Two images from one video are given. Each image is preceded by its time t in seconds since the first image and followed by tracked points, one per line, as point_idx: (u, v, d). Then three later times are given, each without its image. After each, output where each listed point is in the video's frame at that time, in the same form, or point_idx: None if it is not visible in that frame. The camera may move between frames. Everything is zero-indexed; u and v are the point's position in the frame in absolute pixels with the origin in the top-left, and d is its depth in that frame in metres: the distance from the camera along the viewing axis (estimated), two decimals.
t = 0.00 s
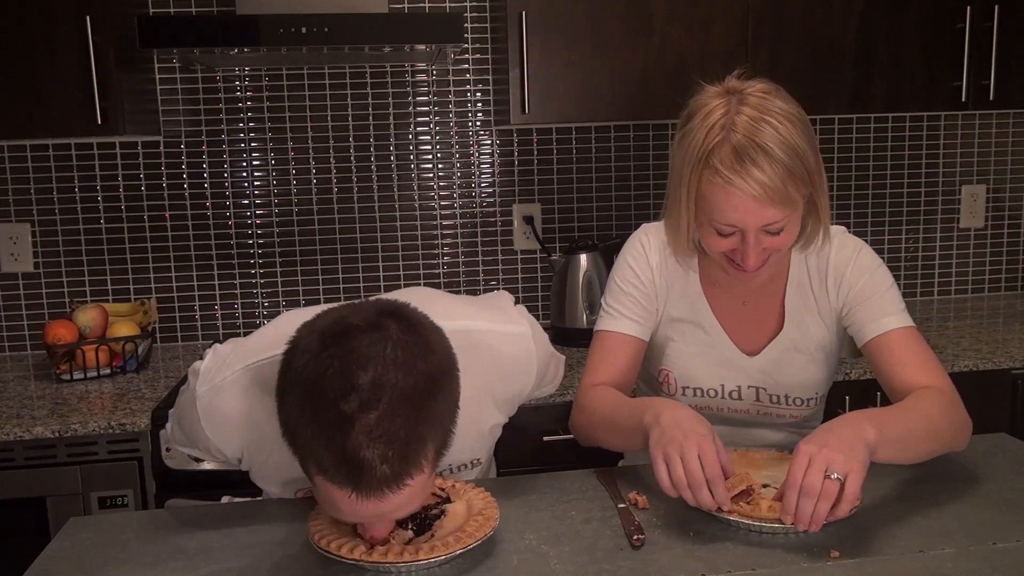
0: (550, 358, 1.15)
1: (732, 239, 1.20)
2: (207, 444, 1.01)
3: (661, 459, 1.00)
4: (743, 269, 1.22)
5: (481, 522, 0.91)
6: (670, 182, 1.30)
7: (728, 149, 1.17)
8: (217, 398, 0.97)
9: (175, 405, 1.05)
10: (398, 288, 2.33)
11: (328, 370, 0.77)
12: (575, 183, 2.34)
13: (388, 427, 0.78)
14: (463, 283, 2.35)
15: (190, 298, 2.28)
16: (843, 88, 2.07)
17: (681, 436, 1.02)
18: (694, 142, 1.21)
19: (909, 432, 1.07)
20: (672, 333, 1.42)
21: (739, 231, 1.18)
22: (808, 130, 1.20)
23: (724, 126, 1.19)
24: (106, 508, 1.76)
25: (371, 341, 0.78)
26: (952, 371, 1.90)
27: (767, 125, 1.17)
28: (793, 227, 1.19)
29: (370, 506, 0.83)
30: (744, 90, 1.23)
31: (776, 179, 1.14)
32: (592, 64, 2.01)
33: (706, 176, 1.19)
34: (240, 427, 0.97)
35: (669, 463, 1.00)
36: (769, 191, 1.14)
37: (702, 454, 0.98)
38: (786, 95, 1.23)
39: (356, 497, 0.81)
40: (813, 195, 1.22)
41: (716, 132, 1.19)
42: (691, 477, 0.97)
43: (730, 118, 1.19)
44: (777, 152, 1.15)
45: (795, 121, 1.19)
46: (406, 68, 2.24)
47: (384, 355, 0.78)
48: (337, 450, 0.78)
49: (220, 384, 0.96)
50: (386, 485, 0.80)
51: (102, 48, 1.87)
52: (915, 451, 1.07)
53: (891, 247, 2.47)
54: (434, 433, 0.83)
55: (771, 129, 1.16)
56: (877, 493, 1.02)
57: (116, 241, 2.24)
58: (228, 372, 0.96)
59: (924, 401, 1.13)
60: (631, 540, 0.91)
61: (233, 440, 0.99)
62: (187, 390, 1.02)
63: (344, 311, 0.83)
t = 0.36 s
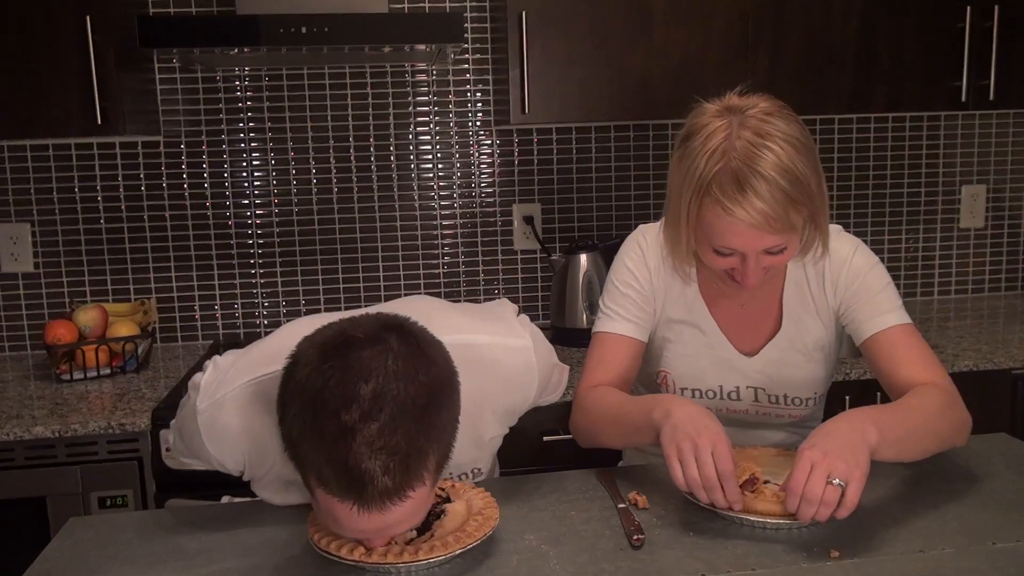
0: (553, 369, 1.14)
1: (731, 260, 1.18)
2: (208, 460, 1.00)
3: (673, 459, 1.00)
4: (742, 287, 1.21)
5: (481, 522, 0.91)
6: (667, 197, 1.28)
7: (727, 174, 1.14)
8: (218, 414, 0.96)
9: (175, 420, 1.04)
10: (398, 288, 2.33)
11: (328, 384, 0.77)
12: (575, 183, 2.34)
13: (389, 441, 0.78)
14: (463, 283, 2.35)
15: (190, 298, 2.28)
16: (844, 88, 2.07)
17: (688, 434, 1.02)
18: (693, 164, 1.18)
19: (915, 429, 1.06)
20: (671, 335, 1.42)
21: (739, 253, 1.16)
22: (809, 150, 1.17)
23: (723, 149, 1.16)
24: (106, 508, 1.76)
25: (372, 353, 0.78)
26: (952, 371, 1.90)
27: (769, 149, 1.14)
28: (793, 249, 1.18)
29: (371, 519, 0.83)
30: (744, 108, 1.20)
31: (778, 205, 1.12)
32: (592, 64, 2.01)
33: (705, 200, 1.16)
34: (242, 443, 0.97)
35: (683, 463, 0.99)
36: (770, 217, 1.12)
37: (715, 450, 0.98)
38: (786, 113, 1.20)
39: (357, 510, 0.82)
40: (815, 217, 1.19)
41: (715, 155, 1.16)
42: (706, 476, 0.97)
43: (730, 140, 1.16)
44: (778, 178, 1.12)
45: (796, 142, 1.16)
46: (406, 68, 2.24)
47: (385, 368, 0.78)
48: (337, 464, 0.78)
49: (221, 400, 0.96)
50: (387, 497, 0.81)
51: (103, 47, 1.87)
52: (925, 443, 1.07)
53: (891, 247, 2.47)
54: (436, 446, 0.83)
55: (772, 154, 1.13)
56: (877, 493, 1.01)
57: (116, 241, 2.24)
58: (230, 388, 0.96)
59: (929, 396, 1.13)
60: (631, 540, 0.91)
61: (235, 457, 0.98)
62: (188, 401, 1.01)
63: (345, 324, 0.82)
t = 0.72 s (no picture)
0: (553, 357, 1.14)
1: (735, 259, 1.18)
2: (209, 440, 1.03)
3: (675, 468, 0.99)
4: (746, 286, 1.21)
5: (481, 522, 0.91)
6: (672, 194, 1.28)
7: (733, 172, 1.14)
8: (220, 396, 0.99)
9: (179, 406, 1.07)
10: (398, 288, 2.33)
11: (332, 366, 0.77)
12: (575, 183, 2.34)
13: (393, 423, 0.78)
14: (463, 283, 2.35)
15: (190, 298, 2.28)
16: (844, 88, 2.07)
17: (684, 439, 1.01)
18: (700, 160, 1.18)
19: (907, 414, 1.08)
20: (671, 333, 1.41)
21: (743, 253, 1.16)
22: (815, 151, 1.17)
23: (730, 147, 1.16)
24: (106, 508, 1.76)
25: (375, 338, 0.79)
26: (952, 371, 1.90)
27: (776, 147, 1.14)
28: (796, 249, 1.18)
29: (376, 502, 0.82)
30: (751, 107, 1.20)
31: (783, 204, 1.12)
32: (592, 64, 2.01)
33: (711, 198, 1.16)
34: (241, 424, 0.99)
35: (689, 475, 0.98)
36: (776, 216, 1.12)
37: (720, 461, 0.98)
38: (794, 114, 1.20)
39: (362, 495, 0.81)
40: (819, 218, 1.19)
41: (722, 153, 1.16)
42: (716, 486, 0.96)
43: (737, 138, 1.16)
44: (785, 177, 1.12)
45: (803, 142, 1.16)
46: (406, 68, 2.24)
47: (388, 354, 0.78)
48: (341, 447, 0.78)
49: (223, 382, 0.99)
50: (392, 482, 0.80)
51: (103, 48, 1.87)
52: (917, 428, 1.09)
53: (891, 247, 2.47)
54: (440, 429, 0.82)
55: (779, 153, 1.13)
56: (877, 493, 1.01)
57: (116, 241, 2.24)
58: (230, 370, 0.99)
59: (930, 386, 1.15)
60: (631, 540, 0.91)
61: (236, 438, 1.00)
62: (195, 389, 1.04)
63: (347, 310, 0.83)
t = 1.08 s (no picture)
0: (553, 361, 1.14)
1: (742, 260, 1.18)
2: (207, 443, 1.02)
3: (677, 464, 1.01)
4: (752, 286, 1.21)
5: (481, 521, 0.91)
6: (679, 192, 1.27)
7: (744, 170, 1.14)
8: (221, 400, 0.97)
9: (179, 406, 1.06)
10: (398, 288, 2.33)
11: (337, 361, 0.77)
12: (575, 183, 2.34)
13: (396, 419, 0.78)
14: (463, 283, 2.35)
15: (190, 298, 2.28)
16: (844, 88, 2.07)
17: (684, 433, 1.03)
18: (710, 158, 1.18)
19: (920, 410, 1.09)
20: (671, 336, 1.41)
21: (751, 252, 1.16)
22: (826, 153, 1.17)
23: (742, 145, 1.16)
24: (106, 508, 1.76)
25: (379, 334, 0.78)
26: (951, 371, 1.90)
27: (787, 146, 1.14)
28: (803, 251, 1.18)
29: (380, 501, 0.82)
30: (763, 107, 1.20)
31: (793, 204, 1.12)
32: (592, 64, 2.01)
33: (721, 196, 1.16)
34: (241, 429, 0.98)
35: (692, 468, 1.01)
36: (785, 216, 1.12)
37: (718, 444, 1.00)
38: (805, 115, 1.20)
39: (364, 491, 0.81)
40: (825, 221, 1.20)
41: (734, 151, 1.16)
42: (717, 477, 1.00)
43: (749, 137, 1.16)
44: (795, 177, 1.12)
45: (814, 143, 1.16)
46: (406, 68, 2.24)
47: (393, 348, 0.78)
48: (343, 442, 0.77)
49: (224, 386, 0.97)
50: (394, 478, 0.80)
51: (103, 48, 1.87)
52: (924, 423, 1.10)
53: (891, 247, 2.47)
54: (444, 426, 0.82)
55: (791, 153, 1.13)
56: (877, 493, 1.01)
57: (116, 241, 2.24)
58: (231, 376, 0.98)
59: (943, 384, 1.16)
60: (630, 540, 0.91)
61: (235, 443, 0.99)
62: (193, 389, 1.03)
63: (353, 306, 0.83)
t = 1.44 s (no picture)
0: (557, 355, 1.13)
1: (737, 257, 1.17)
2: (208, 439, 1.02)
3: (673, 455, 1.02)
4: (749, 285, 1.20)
5: (482, 520, 0.92)
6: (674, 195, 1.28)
7: (739, 165, 1.14)
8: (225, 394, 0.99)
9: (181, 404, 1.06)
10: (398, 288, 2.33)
11: (332, 351, 0.78)
12: (575, 183, 2.34)
13: (391, 408, 0.78)
14: (463, 283, 2.35)
15: (190, 298, 2.28)
16: (843, 89, 2.08)
17: (678, 427, 1.05)
18: (704, 156, 1.18)
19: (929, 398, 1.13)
20: (669, 339, 1.41)
21: (748, 249, 1.15)
22: (819, 151, 1.18)
23: (736, 142, 1.17)
24: (106, 508, 1.76)
25: (373, 325, 0.80)
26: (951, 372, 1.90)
27: (779, 142, 1.15)
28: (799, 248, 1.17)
29: (377, 495, 0.81)
30: (755, 106, 1.21)
31: (787, 198, 1.12)
32: (592, 64, 2.01)
33: (717, 192, 1.16)
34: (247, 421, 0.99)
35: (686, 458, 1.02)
36: (780, 211, 1.11)
37: (710, 435, 1.02)
38: (799, 115, 1.21)
39: (361, 484, 0.80)
40: (821, 218, 1.19)
41: (728, 147, 1.17)
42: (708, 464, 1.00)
43: (743, 134, 1.17)
44: (789, 172, 1.13)
45: (806, 140, 1.17)
46: (406, 68, 2.24)
47: (387, 338, 0.79)
48: (339, 433, 0.77)
49: (227, 379, 0.99)
50: (390, 470, 0.79)
51: (103, 48, 1.86)
52: (926, 412, 1.14)
53: (891, 247, 2.47)
54: (440, 417, 0.83)
55: (784, 147, 1.15)
56: (876, 493, 1.01)
57: (116, 241, 2.24)
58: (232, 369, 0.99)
59: (953, 377, 1.18)
60: (630, 540, 0.91)
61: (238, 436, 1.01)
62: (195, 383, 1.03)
63: (350, 300, 0.85)
